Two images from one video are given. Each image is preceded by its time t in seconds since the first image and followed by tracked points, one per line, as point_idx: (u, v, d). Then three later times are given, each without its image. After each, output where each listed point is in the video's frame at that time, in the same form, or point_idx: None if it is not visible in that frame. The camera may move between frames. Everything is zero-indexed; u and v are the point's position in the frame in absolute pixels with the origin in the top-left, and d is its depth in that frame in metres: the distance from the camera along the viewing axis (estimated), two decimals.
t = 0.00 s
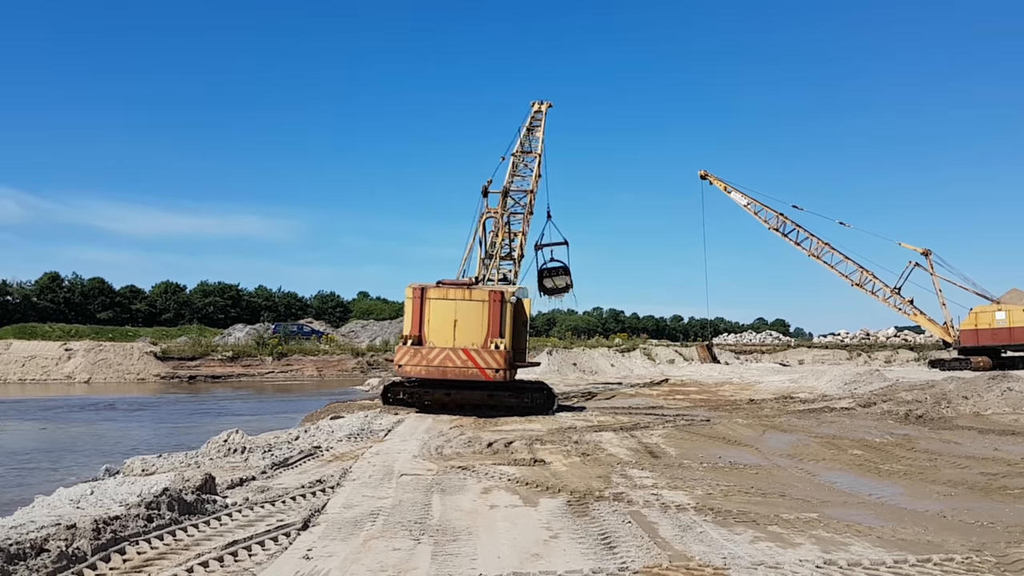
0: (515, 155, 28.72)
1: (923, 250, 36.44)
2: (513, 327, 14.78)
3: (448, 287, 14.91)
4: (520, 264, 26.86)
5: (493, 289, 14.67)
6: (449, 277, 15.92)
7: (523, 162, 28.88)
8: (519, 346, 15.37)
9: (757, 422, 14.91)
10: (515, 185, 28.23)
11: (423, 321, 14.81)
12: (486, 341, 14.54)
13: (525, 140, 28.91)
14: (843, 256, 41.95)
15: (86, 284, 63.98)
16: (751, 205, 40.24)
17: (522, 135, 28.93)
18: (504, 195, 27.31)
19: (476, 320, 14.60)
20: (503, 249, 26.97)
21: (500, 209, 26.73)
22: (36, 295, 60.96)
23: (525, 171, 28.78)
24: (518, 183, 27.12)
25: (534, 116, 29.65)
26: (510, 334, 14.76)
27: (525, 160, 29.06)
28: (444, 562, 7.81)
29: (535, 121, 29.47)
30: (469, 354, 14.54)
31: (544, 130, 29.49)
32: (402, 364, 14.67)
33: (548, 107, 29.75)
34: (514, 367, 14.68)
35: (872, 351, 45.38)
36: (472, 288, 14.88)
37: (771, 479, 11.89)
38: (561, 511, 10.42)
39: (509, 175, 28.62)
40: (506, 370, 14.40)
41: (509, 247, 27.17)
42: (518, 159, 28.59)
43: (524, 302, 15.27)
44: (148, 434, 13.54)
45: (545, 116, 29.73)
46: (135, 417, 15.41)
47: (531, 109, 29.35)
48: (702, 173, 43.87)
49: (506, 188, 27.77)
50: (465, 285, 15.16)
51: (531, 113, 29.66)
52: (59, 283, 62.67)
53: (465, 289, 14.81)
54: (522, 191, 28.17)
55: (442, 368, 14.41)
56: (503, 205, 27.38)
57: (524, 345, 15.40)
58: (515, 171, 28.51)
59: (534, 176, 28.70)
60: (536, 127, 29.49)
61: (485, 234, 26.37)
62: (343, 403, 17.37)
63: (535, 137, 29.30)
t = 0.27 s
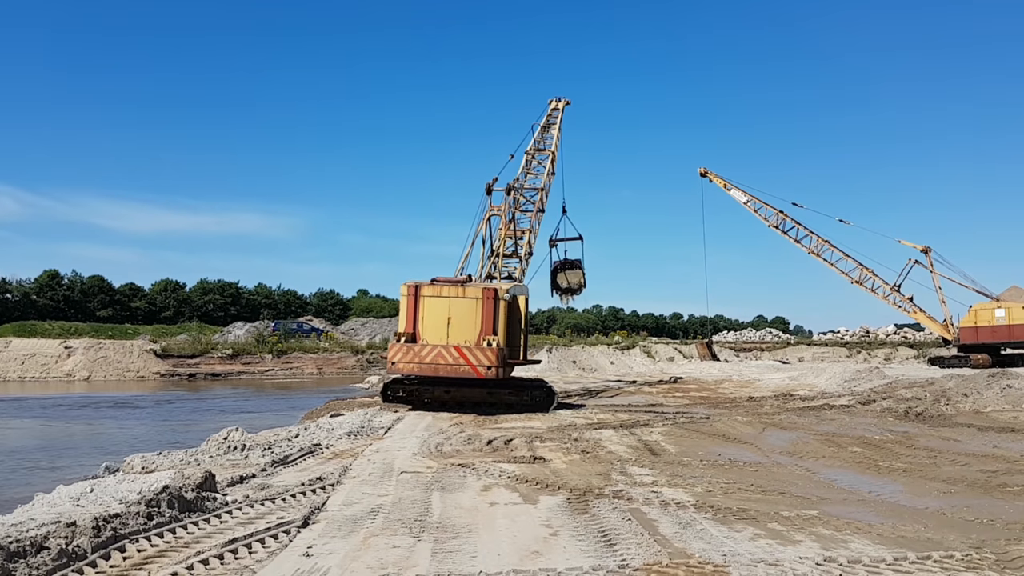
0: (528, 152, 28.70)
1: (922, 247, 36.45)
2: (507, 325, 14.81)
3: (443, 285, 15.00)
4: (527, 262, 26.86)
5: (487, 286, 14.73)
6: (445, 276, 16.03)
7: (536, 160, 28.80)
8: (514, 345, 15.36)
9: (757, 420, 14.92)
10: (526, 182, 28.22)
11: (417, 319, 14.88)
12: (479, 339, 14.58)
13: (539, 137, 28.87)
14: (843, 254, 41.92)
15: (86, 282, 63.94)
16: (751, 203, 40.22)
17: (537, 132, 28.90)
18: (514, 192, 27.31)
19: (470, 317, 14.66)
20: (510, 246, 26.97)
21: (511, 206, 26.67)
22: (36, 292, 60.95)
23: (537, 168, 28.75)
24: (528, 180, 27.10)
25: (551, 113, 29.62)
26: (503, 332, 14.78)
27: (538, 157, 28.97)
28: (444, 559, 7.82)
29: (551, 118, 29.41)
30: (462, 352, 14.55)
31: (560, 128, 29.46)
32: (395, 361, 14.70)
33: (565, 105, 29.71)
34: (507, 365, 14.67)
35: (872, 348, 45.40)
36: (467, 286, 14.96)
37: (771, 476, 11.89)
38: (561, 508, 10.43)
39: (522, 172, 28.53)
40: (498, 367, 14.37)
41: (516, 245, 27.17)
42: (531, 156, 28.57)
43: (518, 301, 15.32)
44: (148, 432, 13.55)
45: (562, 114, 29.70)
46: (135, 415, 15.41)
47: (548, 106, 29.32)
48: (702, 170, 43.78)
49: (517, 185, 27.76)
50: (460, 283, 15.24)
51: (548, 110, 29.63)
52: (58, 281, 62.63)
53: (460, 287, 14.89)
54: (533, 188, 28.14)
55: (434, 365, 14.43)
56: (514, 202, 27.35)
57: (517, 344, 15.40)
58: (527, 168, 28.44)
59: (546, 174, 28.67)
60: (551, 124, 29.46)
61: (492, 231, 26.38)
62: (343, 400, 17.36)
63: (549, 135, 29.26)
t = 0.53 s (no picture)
0: (540, 154, 28.76)
1: (921, 250, 36.48)
2: (499, 326, 14.80)
3: (436, 286, 14.99)
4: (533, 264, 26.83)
5: (479, 287, 14.68)
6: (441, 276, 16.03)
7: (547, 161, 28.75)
8: (507, 345, 15.36)
9: (755, 422, 14.93)
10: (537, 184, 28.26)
11: (410, 320, 14.91)
12: (471, 340, 14.59)
13: (552, 139, 28.92)
14: (841, 256, 41.88)
15: (84, 283, 63.92)
16: (749, 205, 40.24)
17: (550, 133, 28.96)
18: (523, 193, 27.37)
19: (462, 318, 14.66)
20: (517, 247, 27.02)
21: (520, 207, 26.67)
22: (34, 293, 60.90)
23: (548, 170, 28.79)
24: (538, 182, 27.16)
25: (566, 115, 29.70)
26: (496, 333, 14.77)
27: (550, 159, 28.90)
28: (442, 560, 7.82)
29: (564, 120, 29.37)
30: (453, 353, 14.58)
31: (573, 130, 29.51)
32: (387, 362, 14.77)
33: (581, 108, 29.81)
34: (499, 366, 14.68)
35: (870, 350, 45.43)
36: (460, 286, 14.94)
37: (768, 478, 11.89)
38: (559, 510, 10.43)
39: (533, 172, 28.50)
40: (489, 368, 14.40)
41: (522, 246, 27.21)
42: (542, 157, 28.62)
43: (511, 302, 15.30)
44: (146, 433, 13.55)
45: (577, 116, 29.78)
46: (133, 416, 15.40)
47: (563, 108, 29.41)
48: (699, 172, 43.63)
49: (527, 186, 27.82)
50: (454, 283, 15.21)
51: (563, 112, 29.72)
52: (56, 282, 62.61)
53: (453, 287, 14.87)
54: (543, 190, 28.18)
55: (426, 367, 14.49)
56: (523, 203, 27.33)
57: (511, 344, 15.36)
58: (538, 169, 28.40)
59: (556, 176, 28.70)
60: (565, 127, 29.52)
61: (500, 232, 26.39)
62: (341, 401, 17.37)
63: (562, 137, 29.30)
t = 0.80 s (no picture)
0: (544, 157, 28.78)
1: (911, 255, 36.66)
2: (487, 329, 14.80)
3: (425, 289, 14.98)
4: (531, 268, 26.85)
5: (467, 290, 14.69)
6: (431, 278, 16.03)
7: (551, 165, 28.73)
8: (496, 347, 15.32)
9: (746, 426, 14.98)
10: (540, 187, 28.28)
11: (399, 322, 14.92)
12: (458, 343, 14.60)
13: (557, 143, 28.94)
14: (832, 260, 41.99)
15: (74, 284, 63.66)
16: (741, 209, 40.34)
17: (556, 137, 28.98)
18: (525, 196, 27.40)
19: (450, 321, 14.67)
20: (516, 250, 27.06)
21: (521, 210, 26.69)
22: (24, 295, 60.61)
23: (552, 173, 28.80)
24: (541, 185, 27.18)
25: (573, 118, 29.72)
26: (483, 335, 14.77)
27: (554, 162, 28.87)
28: (433, 564, 7.81)
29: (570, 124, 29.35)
30: (440, 355, 14.59)
31: (579, 135, 29.54)
32: (373, 365, 14.79)
33: (587, 112, 29.87)
34: (486, 369, 14.68)
35: (861, 354, 45.61)
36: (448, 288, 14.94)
37: (760, 482, 11.92)
38: (551, 513, 10.43)
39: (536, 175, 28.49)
40: (475, 371, 14.41)
41: (521, 249, 27.24)
42: (547, 161, 28.64)
43: (500, 304, 15.28)
44: (136, 435, 13.49)
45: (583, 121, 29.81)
46: (123, 418, 15.34)
47: (570, 112, 29.44)
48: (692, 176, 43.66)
49: (530, 189, 27.84)
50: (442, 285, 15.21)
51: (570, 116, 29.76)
52: (47, 283, 62.32)
53: (441, 290, 14.87)
54: (545, 194, 28.20)
55: (412, 369, 14.53)
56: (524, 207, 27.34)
57: (500, 347, 15.35)
58: (541, 172, 28.40)
59: (559, 180, 28.72)
60: (571, 131, 29.55)
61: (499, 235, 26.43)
62: (333, 404, 17.35)
63: (567, 141, 29.32)
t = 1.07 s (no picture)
0: (541, 159, 28.84)
1: (895, 257, 37.01)
2: (472, 331, 14.80)
3: (409, 290, 15.01)
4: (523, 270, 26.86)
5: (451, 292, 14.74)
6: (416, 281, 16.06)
7: (546, 167, 28.75)
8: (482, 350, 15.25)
9: (732, 427, 15.06)
10: (535, 189, 28.34)
11: (383, 324, 14.93)
12: (442, 345, 14.63)
13: (554, 145, 29.00)
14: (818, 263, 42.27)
15: (59, 287, 63.21)
16: (728, 212, 40.53)
17: (553, 139, 29.05)
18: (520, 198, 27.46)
19: (434, 323, 14.71)
20: (508, 251, 27.10)
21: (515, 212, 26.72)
22: (8, 297, 60.11)
23: (548, 176, 28.86)
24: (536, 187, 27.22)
25: (571, 121, 29.78)
26: (467, 337, 14.78)
27: (549, 165, 28.88)
28: (420, 566, 7.81)
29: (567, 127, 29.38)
30: (423, 358, 14.61)
31: (577, 137, 29.60)
32: (357, 366, 14.78)
33: (586, 114, 29.94)
34: (470, 371, 14.67)
35: (847, 356, 45.96)
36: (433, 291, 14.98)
37: (746, 483, 11.98)
38: (539, 515, 10.45)
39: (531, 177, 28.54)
40: (458, 373, 14.39)
41: (514, 251, 27.26)
42: (543, 163, 28.70)
43: (485, 307, 15.28)
44: (121, 438, 13.42)
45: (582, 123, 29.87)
46: (107, 421, 15.24)
47: (569, 114, 29.51)
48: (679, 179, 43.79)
49: (525, 191, 27.89)
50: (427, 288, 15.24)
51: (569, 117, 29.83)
52: (31, 286, 61.81)
53: (426, 292, 14.90)
54: (541, 196, 28.25)
55: (394, 371, 14.53)
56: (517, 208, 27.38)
57: (485, 349, 15.30)
58: (536, 174, 28.44)
59: (555, 183, 28.75)
60: (569, 133, 29.60)
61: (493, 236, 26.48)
62: (320, 407, 17.31)
63: (564, 143, 29.37)
